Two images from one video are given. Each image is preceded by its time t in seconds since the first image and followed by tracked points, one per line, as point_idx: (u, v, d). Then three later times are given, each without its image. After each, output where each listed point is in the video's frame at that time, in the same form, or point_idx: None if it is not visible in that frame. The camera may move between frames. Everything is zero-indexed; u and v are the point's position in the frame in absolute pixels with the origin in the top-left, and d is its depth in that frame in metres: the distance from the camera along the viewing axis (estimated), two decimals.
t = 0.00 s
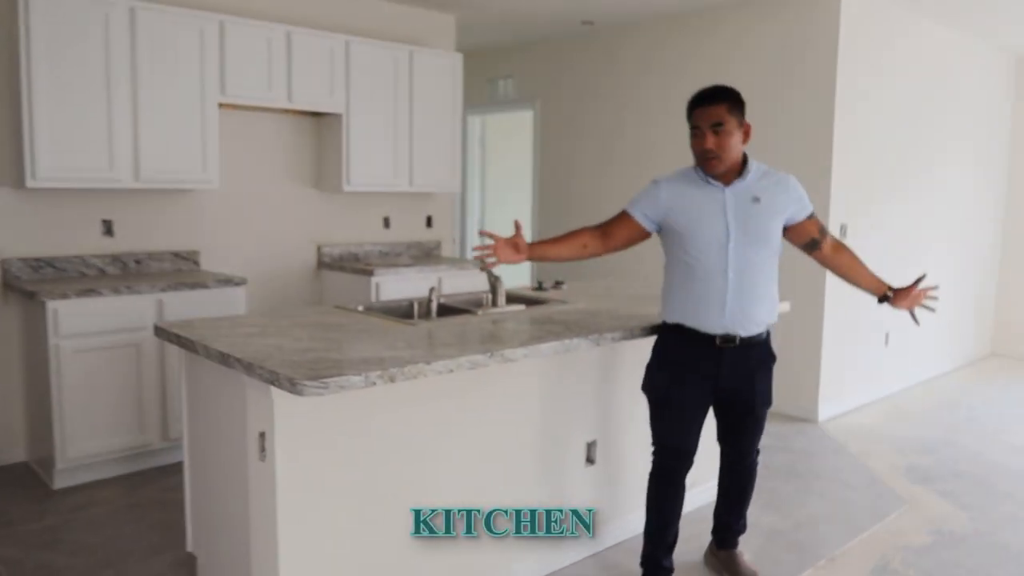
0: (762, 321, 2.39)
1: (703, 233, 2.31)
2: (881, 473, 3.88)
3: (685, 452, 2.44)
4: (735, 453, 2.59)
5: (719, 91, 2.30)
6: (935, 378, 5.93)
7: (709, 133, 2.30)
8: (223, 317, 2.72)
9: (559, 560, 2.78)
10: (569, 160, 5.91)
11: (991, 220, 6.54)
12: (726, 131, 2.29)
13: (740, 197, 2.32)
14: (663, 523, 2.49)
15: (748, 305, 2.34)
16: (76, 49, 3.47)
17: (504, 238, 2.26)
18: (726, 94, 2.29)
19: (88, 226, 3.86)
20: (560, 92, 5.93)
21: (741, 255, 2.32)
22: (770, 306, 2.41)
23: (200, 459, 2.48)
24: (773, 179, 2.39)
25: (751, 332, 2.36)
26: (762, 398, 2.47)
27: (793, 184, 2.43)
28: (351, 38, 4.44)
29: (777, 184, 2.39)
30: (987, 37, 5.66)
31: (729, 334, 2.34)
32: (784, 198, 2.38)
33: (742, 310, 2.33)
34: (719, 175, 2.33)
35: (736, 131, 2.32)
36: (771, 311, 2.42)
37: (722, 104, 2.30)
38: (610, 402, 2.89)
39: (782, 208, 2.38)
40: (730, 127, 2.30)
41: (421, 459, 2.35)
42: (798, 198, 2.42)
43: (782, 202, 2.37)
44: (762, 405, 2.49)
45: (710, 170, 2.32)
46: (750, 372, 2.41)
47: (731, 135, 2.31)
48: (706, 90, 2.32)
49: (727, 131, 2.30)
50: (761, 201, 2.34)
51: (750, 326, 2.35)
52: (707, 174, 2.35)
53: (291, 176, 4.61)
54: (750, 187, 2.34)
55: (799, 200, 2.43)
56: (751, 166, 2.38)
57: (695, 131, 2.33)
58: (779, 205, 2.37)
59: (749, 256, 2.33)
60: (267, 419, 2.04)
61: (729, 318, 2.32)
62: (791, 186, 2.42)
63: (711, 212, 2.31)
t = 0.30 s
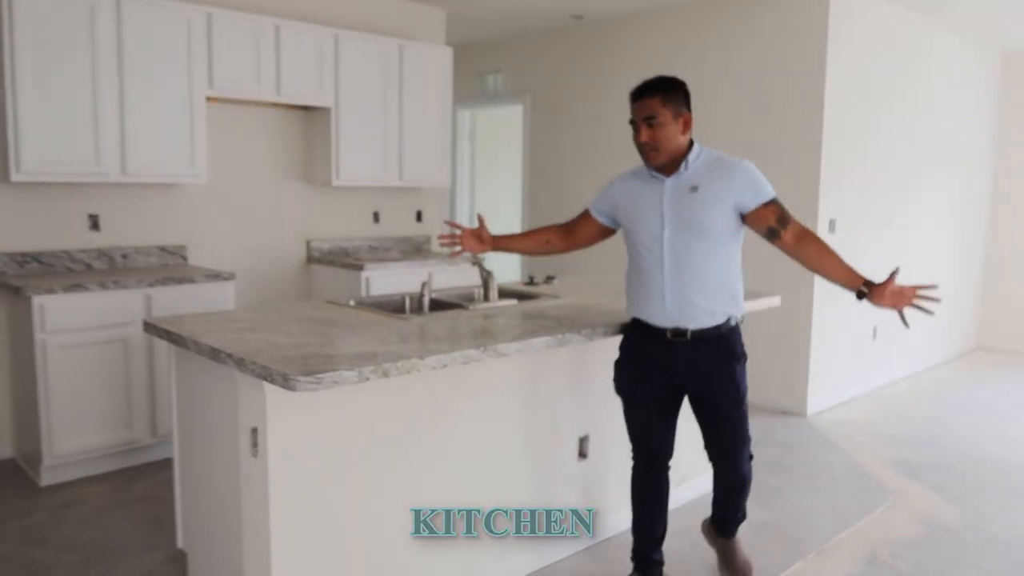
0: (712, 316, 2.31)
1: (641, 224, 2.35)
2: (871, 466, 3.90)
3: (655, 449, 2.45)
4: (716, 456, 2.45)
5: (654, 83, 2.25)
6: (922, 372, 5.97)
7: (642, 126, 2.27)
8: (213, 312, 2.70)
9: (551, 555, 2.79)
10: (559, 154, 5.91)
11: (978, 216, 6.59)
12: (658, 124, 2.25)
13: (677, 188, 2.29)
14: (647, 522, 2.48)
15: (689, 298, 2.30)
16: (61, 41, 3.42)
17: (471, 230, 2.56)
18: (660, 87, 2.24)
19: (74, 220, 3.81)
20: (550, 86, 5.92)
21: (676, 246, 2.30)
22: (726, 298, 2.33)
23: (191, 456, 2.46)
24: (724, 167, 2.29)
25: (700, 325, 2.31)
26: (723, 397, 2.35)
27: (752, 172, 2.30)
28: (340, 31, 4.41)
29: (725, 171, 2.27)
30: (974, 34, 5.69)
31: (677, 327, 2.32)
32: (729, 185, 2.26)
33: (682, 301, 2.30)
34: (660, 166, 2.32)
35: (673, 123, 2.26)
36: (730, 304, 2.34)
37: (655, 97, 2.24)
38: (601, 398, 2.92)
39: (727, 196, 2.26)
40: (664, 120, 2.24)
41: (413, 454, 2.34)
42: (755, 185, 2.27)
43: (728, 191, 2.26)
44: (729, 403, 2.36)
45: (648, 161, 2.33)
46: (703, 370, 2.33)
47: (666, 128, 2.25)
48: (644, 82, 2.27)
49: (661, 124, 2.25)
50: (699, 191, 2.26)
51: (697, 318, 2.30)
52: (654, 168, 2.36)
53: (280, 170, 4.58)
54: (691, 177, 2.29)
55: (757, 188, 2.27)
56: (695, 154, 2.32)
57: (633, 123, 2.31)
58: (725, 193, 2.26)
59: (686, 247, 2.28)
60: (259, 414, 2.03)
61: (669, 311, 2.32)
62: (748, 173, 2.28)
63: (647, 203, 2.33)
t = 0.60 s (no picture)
0: (668, 314, 2.24)
1: (611, 220, 2.38)
2: (860, 462, 3.93)
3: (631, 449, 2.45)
4: (669, 465, 2.29)
5: (625, 79, 2.23)
6: (909, 368, 6.01)
7: (613, 123, 2.27)
8: (203, 312, 2.68)
9: (545, 553, 2.79)
10: (549, 151, 5.90)
11: (964, 212, 6.64)
12: (628, 120, 2.24)
13: (638, 184, 2.28)
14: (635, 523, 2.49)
15: (645, 294, 2.27)
16: (46, 37, 3.38)
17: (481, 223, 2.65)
18: (630, 83, 2.22)
19: (61, 218, 3.78)
20: (539, 84, 5.92)
21: (633, 241, 2.28)
22: (687, 296, 2.23)
23: (183, 456, 2.45)
24: (686, 164, 2.20)
25: (658, 320, 2.26)
26: (672, 398, 2.25)
27: (716, 167, 2.17)
28: (329, 28, 4.39)
29: (684, 167, 2.20)
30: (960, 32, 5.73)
31: (637, 323, 2.30)
32: (683, 181, 2.18)
33: (639, 296, 2.28)
34: (632, 164, 2.31)
35: (644, 119, 2.24)
36: (694, 302, 2.23)
37: (625, 93, 2.23)
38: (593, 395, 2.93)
39: (682, 191, 2.18)
40: (634, 117, 2.23)
41: (407, 452, 2.34)
42: (714, 180, 2.15)
43: (684, 186, 2.18)
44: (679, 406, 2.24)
45: (621, 159, 2.32)
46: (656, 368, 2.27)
47: (637, 124, 2.24)
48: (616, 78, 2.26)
49: (631, 121, 2.24)
50: (655, 186, 2.22)
51: (653, 315, 2.25)
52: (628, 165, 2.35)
53: (268, 168, 4.56)
54: (652, 173, 2.25)
55: (717, 183, 2.14)
56: (669, 149, 2.28)
57: (606, 119, 2.31)
58: (680, 189, 2.18)
59: (641, 243, 2.26)
60: (252, 413, 2.01)
61: (628, 306, 2.31)
62: (709, 169, 2.17)
63: (615, 200, 2.35)
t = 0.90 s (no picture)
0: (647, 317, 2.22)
1: (610, 218, 2.39)
2: (859, 461, 3.93)
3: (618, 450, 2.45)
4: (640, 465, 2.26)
5: (635, 73, 2.20)
6: (908, 366, 6.01)
7: (620, 117, 2.24)
8: (204, 313, 2.68)
9: (546, 552, 2.79)
10: (547, 151, 5.91)
11: (962, 210, 6.65)
12: (635, 115, 2.21)
13: (632, 184, 2.28)
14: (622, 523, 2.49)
15: (626, 295, 2.27)
16: (44, 38, 3.38)
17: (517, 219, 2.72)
18: (640, 78, 2.19)
19: (60, 219, 3.78)
20: (537, 84, 5.92)
21: (619, 241, 2.29)
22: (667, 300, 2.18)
23: (183, 457, 2.45)
24: (674, 165, 2.17)
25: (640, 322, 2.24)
26: (643, 398, 2.23)
27: (701, 170, 2.11)
28: (328, 29, 4.39)
29: (671, 169, 2.16)
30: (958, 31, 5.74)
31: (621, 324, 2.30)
32: (666, 183, 2.15)
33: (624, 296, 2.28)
34: (633, 159, 2.30)
35: (651, 115, 2.22)
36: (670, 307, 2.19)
37: (635, 87, 2.20)
38: (593, 395, 2.93)
39: (663, 194, 2.15)
40: (642, 112, 2.21)
41: (407, 452, 2.34)
42: (694, 182, 2.09)
43: (665, 188, 2.15)
44: (649, 406, 2.22)
45: (624, 153, 2.31)
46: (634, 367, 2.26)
47: (643, 120, 2.22)
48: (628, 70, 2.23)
49: (638, 116, 2.21)
50: (643, 187, 2.21)
51: (636, 315, 2.24)
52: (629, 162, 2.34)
53: (267, 169, 4.56)
54: (645, 174, 2.25)
55: (696, 185, 2.07)
56: (672, 147, 2.26)
57: (613, 112, 2.28)
58: (663, 190, 2.15)
59: (625, 243, 2.26)
60: (253, 414, 2.01)
61: (613, 306, 2.32)
62: (693, 171, 2.11)
63: (614, 199, 2.37)
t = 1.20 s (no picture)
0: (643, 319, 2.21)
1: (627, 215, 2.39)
2: (870, 460, 3.91)
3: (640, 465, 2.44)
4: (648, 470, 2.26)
5: (666, 66, 2.17)
6: (920, 366, 5.98)
7: (644, 110, 2.22)
8: (215, 313, 2.69)
9: (556, 552, 2.79)
10: (556, 150, 5.91)
11: (973, 209, 6.61)
12: (659, 109, 2.18)
13: (645, 181, 2.26)
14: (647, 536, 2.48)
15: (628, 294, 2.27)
16: (53, 40, 3.39)
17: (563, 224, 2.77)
18: (670, 72, 2.16)
19: (72, 221, 3.80)
20: (547, 83, 5.92)
21: (627, 239, 2.29)
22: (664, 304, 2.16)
23: (195, 458, 2.46)
24: (679, 164, 2.12)
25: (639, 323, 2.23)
26: (646, 410, 2.23)
27: (704, 170, 2.05)
28: (337, 30, 4.40)
29: (676, 168, 2.12)
30: (969, 29, 5.71)
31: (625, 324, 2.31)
32: (667, 184, 2.11)
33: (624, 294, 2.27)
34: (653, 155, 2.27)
35: (676, 112, 2.18)
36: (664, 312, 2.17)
37: (663, 81, 2.17)
38: (603, 395, 2.93)
39: (663, 194, 2.12)
40: (667, 107, 2.17)
41: (418, 453, 2.35)
42: (689, 185, 2.03)
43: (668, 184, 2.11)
44: (653, 417, 2.22)
45: (645, 148, 2.28)
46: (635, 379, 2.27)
47: (667, 116, 2.18)
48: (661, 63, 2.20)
49: (662, 111, 2.18)
50: (650, 186, 2.19)
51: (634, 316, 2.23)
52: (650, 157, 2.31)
53: (277, 170, 4.57)
54: (656, 172, 2.22)
55: (693, 187, 2.02)
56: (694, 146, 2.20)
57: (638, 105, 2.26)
58: (663, 191, 2.12)
59: (630, 242, 2.26)
60: (264, 415, 2.02)
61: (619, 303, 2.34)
62: (697, 170, 2.05)
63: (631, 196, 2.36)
